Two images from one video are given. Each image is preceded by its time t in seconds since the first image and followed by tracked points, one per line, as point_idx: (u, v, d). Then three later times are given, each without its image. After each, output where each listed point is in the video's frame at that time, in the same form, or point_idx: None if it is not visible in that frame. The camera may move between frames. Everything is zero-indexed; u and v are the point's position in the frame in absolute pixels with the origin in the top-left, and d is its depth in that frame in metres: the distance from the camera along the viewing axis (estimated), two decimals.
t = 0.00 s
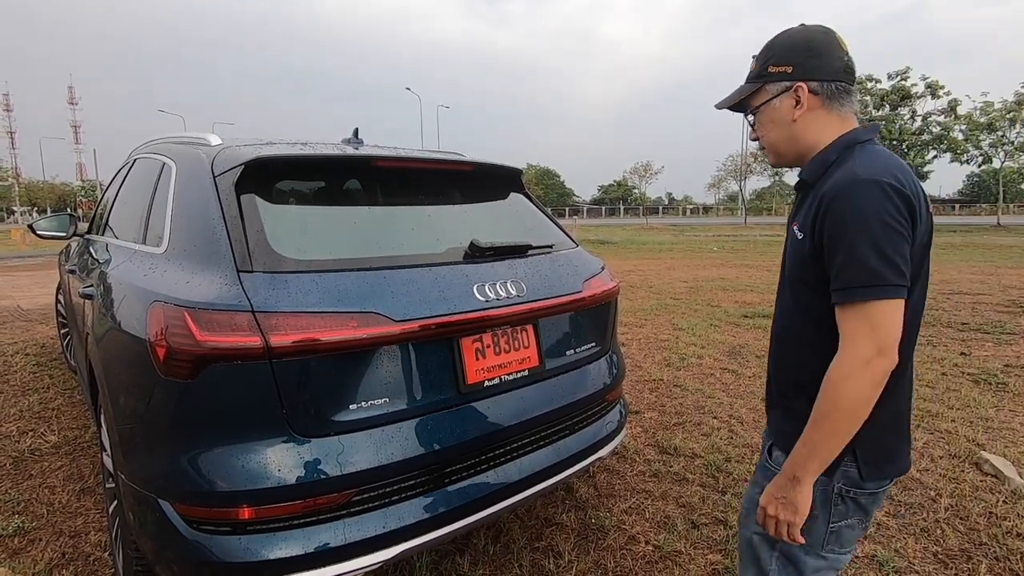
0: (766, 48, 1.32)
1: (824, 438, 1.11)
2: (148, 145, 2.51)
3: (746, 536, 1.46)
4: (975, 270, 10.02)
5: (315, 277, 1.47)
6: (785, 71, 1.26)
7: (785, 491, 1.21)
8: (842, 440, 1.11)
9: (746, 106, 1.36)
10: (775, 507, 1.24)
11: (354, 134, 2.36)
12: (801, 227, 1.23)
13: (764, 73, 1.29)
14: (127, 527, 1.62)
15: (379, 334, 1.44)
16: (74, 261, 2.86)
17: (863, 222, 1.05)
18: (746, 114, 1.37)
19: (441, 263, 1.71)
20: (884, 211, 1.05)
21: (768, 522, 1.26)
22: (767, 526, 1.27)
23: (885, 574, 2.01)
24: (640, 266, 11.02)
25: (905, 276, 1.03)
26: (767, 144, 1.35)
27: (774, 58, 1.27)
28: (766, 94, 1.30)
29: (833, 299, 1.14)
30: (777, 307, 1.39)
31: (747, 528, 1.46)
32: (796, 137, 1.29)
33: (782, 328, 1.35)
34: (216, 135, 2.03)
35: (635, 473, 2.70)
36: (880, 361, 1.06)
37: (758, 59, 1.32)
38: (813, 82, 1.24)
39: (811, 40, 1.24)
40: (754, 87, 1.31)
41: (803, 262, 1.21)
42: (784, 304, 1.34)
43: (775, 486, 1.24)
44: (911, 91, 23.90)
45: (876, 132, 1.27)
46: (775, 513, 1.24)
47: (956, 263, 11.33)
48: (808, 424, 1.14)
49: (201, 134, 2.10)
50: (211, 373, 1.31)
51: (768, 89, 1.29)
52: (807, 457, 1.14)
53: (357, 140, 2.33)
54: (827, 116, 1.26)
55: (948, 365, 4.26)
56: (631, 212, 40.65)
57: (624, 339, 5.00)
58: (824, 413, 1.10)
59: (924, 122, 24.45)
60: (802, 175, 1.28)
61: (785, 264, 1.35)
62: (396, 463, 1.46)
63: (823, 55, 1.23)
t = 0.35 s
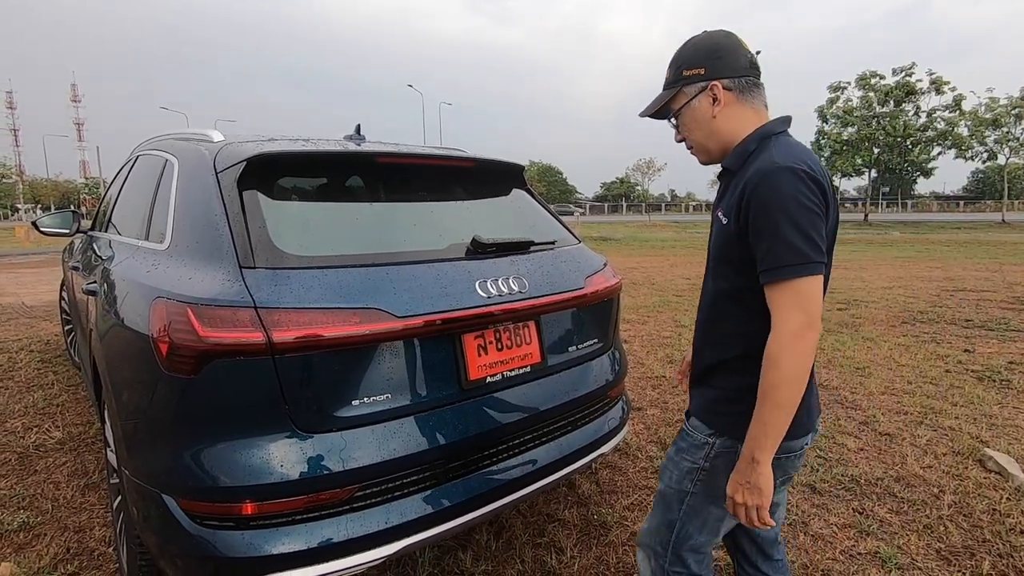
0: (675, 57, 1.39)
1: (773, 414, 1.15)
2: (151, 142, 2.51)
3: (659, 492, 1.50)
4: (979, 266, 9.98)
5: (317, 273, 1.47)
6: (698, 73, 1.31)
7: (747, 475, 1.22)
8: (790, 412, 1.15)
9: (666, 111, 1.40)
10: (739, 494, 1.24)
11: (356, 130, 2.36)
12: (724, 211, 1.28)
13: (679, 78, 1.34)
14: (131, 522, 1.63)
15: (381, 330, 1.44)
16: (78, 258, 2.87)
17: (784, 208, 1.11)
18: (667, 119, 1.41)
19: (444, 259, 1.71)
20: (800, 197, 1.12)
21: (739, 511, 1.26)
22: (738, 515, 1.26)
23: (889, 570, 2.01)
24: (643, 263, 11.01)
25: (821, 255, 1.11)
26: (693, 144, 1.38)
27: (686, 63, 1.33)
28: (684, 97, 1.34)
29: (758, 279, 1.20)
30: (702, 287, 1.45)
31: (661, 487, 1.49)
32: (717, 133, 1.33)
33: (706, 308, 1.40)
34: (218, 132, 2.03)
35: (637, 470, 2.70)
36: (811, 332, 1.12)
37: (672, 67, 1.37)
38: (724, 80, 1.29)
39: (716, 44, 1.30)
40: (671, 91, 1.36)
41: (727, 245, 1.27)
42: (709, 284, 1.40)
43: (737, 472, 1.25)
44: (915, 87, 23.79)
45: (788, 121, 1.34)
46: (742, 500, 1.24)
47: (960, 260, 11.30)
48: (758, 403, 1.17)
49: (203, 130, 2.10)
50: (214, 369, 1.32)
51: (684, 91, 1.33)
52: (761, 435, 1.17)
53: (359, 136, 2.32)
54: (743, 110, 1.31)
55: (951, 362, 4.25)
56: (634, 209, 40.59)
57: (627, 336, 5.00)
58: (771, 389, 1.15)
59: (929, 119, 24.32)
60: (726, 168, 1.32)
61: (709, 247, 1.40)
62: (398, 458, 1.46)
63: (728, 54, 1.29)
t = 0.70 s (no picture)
0: (643, 49, 1.36)
1: (678, 415, 1.17)
2: (154, 139, 2.51)
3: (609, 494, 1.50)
4: (982, 266, 9.96)
5: (319, 270, 1.47)
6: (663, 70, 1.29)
7: (641, 467, 1.26)
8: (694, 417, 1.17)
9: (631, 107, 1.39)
10: (628, 481, 1.29)
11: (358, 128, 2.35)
12: (679, 214, 1.27)
13: (645, 74, 1.32)
14: (133, 519, 1.63)
15: (383, 328, 1.43)
16: (81, 255, 2.88)
17: (735, 223, 1.11)
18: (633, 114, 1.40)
19: (446, 257, 1.71)
20: (752, 213, 1.12)
21: (622, 495, 1.32)
22: (620, 497, 1.33)
23: (891, 570, 2.01)
24: (645, 262, 11.00)
25: (763, 275, 1.12)
26: (659, 141, 1.38)
27: (651, 59, 1.31)
28: (649, 94, 1.32)
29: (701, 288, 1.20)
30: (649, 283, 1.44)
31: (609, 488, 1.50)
32: (682, 132, 1.32)
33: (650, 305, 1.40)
34: (221, 129, 2.03)
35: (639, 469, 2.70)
36: (738, 347, 1.13)
37: (637, 61, 1.35)
38: (690, 78, 1.28)
39: (682, 40, 1.28)
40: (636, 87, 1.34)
41: (678, 248, 1.26)
42: (656, 282, 1.39)
43: (631, 462, 1.28)
44: (919, 86, 23.73)
45: (752, 123, 1.33)
46: (628, 487, 1.29)
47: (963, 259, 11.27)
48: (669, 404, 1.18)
49: (206, 127, 2.10)
50: (216, 366, 1.32)
51: (650, 88, 1.32)
52: (664, 434, 1.19)
53: (362, 134, 2.32)
54: (708, 109, 1.31)
55: (954, 362, 4.24)
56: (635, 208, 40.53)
57: (629, 335, 4.99)
58: (687, 394, 1.16)
59: (932, 118, 24.25)
60: (687, 167, 1.32)
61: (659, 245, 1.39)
62: (401, 456, 1.46)
63: (694, 51, 1.28)
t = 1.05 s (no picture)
0: (638, 77, 1.37)
1: (668, 444, 1.20)
2: (149, 136, 2.50)
3: (569, 505, 1.54)
4: (977, 267, 10.00)
5: (316, 269, 1.47)
6: (655, 98, 1.30)
7: (634, 495, 1.29)
8: (683, 446, 1.20)
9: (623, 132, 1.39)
10: (626, 511, 1.31)
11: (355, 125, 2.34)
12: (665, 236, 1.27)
13: (637, 100, 1.32)
14: (128, 517, 1.62)
15: (379, 327, 1.43)
16: (75, 252, 2.86)
17: (721, 254, 1.11)
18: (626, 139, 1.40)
19: (444, 256, 1.71)
20: (738, 245, 1.12)
21: (620, 524, 1.34)
22: (619, 527, 1.35)
23: (886, 569, 2.02)
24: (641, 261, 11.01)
25: (744, 307, 1.13)
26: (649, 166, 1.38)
27: (644, 87, 1.31)
28: (641, 119, 1.33)
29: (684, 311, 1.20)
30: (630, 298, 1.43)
31: (570, 500, 1.54)
32: (672, 159, 1.33)
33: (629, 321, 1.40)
34: (217, 126, 2.02)
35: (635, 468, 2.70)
36: (717, 374, 1.15)
37: (632, 88, 1.36)
38: (682, 107, 1.29)
39: (676, 70, 1.29)
40: (629, 113, 1.35)
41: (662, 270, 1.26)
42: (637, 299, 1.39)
43: (625, 490, 1.31)
44: (914, 88, 23.83)
45: (744, 155, 1.34)
46: (625, 516, 1.32)
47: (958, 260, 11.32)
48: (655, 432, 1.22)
49: (202, 124, 2.09)
50: (212, 364, 1.31)
51: (642, 114, 1.32)
52: (654, 461, 1.22)
53: (359, 132, 2.31)
54: (698, 138, 1.31)
55: (948, 362, 4.26)
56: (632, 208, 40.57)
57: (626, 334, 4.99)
58: (671, 420, 1.18)
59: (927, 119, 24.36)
60: (675, 193, 1.32)
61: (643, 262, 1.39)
62: (397, 455, 1.46)
63: (687, 81, 1.28)
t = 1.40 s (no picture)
0: (622, 56, 1.38)
1: (682, 408, 1.19)
2: (142, 134, 2.48)
3: (606, 493, 1.50)
4: (967, 269, 10.08)
5: (311, 269, 1.46)
6: (641, 74, 1.31)
7: (653, 459, 1.27)
8: (698, 408, 1.19)
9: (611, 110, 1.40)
10: (645, 475, 1.30)
11: (351, 125, 2.34)
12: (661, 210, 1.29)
13: (624, 77, 1.34)
14: (120, 518, 1.61)
15: (375, 327, 1.43)
16: (67, 251, 2.83)
17: (715, 216, 1.14)
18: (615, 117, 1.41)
19: (440, 256, 1.71)
20: (731, 204, 1.14)
21: (642, 490, 1.32)
22: (641, 493, 1.33)
23: (878, 568, 2.04)
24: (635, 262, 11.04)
25: (746, 264, 1.14)
26: (638, 144, 1.39)
27: (630, 63, 1.33)
28: (628, 97, 1.34)
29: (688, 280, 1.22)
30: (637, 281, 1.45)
31: (607, 488, 1.50)
32: (661, 134, 1.34)
33: (639, 302, 1.41)
34: (212, 125, 2.01)
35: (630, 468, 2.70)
36: (727, 333, 1.16)
37: (618, 65, 1.37)
38: (667, 82, 1.30)
39: (659, 46, 1.30)
40: (616, 90, 1.36)
41: (662, 244, 1.28)
42: (642, 279, 1.41)
43: (644, 455, 1.30)
44: (907, 91, 24.00)
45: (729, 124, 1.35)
46: (645, 481, 1.30)
47: (949, 262, 11.42)
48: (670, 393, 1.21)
49: (196, 123, 2.08)
50: (207, 364, 1.31)
51: (629, 91, 1.34)
52: (670, 422, 1.21)
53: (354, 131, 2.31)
54: (684, 112, 1.32)
55: (939, 363, 4.29)
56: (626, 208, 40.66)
57: (620, 335, 5.01)
58: (685, 382, 1.18)
59: (919, 122, 24.55)
60: (666, 167, 1.33)
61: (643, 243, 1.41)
62: (392, 456, 1.46)
63: (671, 55, 1.30)
